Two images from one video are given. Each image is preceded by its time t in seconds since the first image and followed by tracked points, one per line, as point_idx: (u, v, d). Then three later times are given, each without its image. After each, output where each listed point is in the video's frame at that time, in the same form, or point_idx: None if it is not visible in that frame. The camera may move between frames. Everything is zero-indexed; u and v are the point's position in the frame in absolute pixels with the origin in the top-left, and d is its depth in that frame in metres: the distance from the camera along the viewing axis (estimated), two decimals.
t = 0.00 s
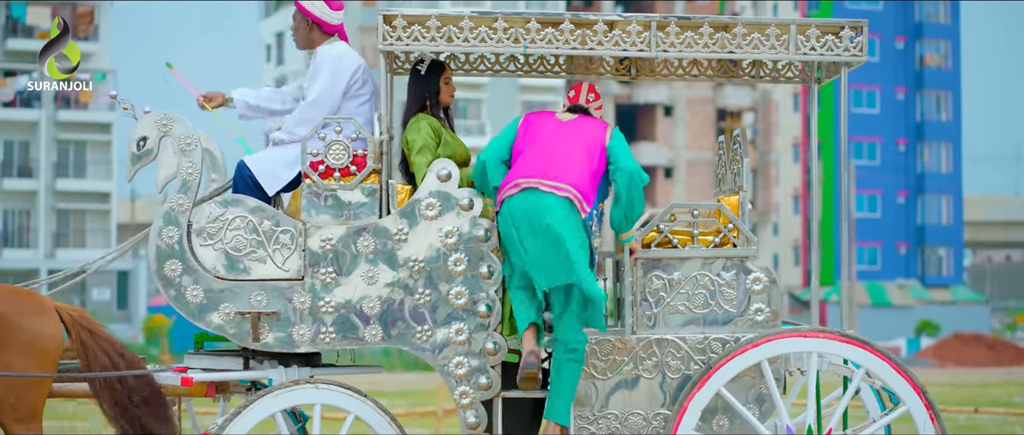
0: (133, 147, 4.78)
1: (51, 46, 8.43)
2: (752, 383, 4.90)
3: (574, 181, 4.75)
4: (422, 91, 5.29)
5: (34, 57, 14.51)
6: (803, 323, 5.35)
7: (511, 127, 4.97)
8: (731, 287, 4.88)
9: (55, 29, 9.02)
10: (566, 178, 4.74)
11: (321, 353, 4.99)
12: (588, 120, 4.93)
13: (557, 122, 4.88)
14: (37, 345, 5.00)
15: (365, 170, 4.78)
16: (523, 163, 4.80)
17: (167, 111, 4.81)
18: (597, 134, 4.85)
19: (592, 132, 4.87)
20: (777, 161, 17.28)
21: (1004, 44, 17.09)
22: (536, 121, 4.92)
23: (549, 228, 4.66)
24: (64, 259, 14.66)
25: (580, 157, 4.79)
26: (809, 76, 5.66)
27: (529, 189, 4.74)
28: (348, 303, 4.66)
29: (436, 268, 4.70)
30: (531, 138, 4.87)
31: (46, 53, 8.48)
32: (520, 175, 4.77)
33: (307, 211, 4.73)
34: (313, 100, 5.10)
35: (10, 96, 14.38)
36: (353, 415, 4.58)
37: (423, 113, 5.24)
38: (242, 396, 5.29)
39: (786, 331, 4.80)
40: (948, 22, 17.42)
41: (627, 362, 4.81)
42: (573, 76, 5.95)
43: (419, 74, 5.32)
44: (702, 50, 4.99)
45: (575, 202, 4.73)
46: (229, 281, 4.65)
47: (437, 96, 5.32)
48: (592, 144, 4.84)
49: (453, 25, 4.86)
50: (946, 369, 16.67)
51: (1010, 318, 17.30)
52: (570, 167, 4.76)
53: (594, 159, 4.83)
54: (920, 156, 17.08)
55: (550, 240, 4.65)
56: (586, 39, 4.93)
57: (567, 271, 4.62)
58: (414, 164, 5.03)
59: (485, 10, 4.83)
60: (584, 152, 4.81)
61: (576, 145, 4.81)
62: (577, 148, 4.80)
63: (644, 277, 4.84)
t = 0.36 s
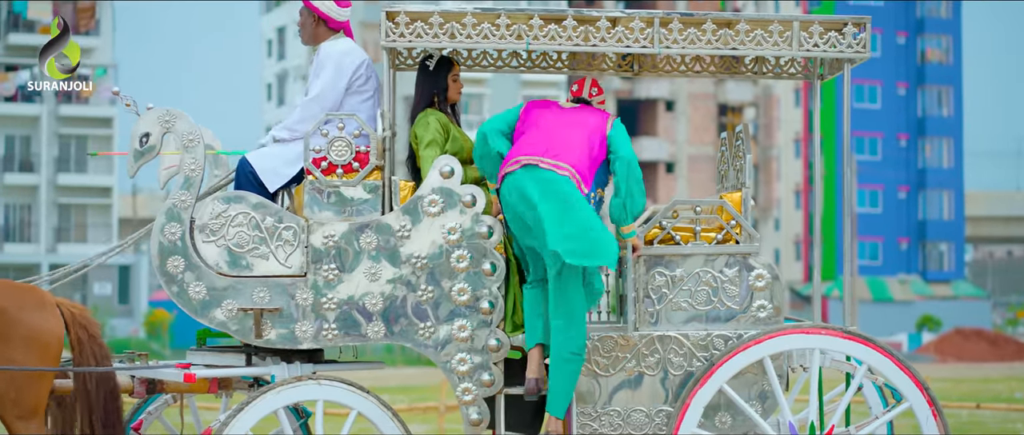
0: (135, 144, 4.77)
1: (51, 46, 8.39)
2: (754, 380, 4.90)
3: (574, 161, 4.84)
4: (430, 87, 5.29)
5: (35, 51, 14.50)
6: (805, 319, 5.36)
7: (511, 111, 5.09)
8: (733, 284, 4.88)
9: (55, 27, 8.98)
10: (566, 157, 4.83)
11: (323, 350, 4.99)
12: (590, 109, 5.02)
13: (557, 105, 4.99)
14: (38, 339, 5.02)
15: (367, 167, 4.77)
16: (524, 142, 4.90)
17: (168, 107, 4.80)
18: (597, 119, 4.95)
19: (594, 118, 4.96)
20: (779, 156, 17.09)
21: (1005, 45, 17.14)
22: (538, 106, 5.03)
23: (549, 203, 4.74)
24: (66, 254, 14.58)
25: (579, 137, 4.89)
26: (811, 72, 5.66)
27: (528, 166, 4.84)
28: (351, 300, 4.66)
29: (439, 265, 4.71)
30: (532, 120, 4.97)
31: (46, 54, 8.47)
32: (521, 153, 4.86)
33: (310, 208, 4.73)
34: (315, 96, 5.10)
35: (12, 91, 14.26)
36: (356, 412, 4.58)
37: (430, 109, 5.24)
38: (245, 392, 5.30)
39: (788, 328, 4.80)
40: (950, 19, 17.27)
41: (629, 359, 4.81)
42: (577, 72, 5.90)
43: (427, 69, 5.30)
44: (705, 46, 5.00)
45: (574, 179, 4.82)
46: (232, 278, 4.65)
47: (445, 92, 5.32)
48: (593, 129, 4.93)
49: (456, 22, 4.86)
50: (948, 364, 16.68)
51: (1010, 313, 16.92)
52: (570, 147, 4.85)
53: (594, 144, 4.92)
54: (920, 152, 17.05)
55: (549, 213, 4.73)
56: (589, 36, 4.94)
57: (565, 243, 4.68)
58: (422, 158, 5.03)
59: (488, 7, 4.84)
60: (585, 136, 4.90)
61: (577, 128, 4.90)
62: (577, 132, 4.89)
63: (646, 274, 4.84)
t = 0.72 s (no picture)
0: (139, 140, 4.77)
1: (52, 46, 8.30)
2: (757, 377, 4.90)
3: (578, 132, 4.85)
4: (435, 84, 5.29)
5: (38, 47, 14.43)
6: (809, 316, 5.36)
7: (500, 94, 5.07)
8: (737, 280, 4.89)
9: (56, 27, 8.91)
10: (570, 130, 4.84)
11: (327, 347, 4.98)
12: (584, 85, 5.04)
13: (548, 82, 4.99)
14: (41, 337, 5.02)
15: (370, 164, 4.78)
16: (524, 119, 4.89)
17: (172, 104, 4.81)
18: (592, 93, 4.98)
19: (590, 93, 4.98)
20: (780, 152, 17.09)
21: (1001, 44, 17.26)
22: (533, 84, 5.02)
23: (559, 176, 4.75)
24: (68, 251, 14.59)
25: (579, 111, 4.90)
26: (814, 70, 5.66)
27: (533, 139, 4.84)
28: (354, 298, 4.66)
29: (442, 262, 4.70)
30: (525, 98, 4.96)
31: (46, 53, 8.47)
32: (523, 129, 4.86)
33: (313, 205, 4.72)
34: (320, 90, 5.09)
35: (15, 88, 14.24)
36: (359, 409, 4.58)
37: (433, 106, 5.24)
38: (248, 389, 5.30)
39: (792, 325, 4.80)
40: (953, 14, 17.22)
41: (632, 356, 4.80)
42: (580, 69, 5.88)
43: (432, 66, 5.31)
44: (708, 43, 5.00)
45: (581, 150, 4.82)
46: (235, 275, 4.64)
47: (450, 90, 5.31)
48: (591, 104, 4.95)
49: (460, 19, 4.86)
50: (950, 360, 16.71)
51: (1013, 309, 17.38)
52: (572, 119, 4.85)
53: (594, 120, 4.94)
54: (923, 147, 16.85)
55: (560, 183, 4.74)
56: (592, 33, 4.93)
57: (580, 209, 4.70)
58: (425, 155, 5.03)
59: (490, 4, 4.84)
60: (584, 110, 4.92)
61: (576, 103, 4.91)
62: (577, 106, 4.90)
63: (649, 271, 4.83)
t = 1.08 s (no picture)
0: (142, 143, 4.79)
1: (52, 47, 8.25)
2: (762, 379, 4.90)
3: (614, 121, 4.97)
4: (439, 86, 5.29)
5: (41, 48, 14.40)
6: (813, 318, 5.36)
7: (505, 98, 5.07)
8: (740, 283, 4.88)
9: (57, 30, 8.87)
10: (609, 118, 4.94)
11: (330, 350, 4.98)
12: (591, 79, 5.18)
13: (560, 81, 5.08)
14: (43, 339, 5.02)
15: (374, 166, 4.79)
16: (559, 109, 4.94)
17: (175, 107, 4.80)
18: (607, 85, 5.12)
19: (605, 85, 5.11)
20: (784, 154, 17.06)
21: (1001, 45, 17.10)
22: (551, 81, 5.06)
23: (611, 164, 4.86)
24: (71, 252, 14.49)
25: (608, 103, 5.03)
26: (818, 72, 5.66)
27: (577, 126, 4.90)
28: (358, 301, 4.66)
29: (446, 265, 4.70)
30: (545, 95, 5.02)
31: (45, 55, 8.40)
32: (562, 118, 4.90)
33: (316, 208, 4.72)
34: (325, 92, 5.09)
35: (18, 88, 14.21)
36: (363, 411, 4.58)
37: (438, 108, 5.23)
38: (252, 392, 5.31)
39: (796, 327, 4.79)
40: (956, 15, 17.15)
41: (636, 358, 4.80)
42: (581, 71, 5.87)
43: (435, 68, 5.29)
44: (711, 45, 4.98)
45: (622, 138, 4.96)
46: (238, 277, 4.65)
47: (453, 91, 5.31)
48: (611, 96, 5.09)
49: (463, 21, 4.86)
50: (955, 361, 16.68)
51: (1016, 309, 17.21)
52: (606, 110, 4.97)
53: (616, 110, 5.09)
54: (927, 148, 16.86)
55: (610, 168, 4.85)
56: (596, 35, 4.92)
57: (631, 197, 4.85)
58: (428, 158, 5.02)
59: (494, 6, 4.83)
60: (609, 101, 5.05)
61: (602, 94, 5.04)
62: (605, 98, 5.03)
63: (653, 273, 4.84)
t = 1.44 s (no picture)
0: (152, 149, 4.80)
1: (51, 47, 8.21)
2: (772, 385, 4.89)
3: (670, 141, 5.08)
4: (449, 92, 5.29)
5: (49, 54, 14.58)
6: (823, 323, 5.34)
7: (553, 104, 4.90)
8: (750, 289, 4.86)
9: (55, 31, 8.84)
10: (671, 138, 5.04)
11: (340, 355, 5.00)
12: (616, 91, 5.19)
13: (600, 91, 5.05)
14: (53, 347, 5.03)
15: (383, 172, 4.78)
16: (627, 121, 4.95)
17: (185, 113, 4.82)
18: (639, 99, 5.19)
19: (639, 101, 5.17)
20: (792, 159, 17.05)
21: (1010, 46, 17.20)
22: (602, 93, 5.01)
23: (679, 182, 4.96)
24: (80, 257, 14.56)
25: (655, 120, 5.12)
26: (827, 78, 5.65)
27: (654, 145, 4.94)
28: (367, 307, 4.67)
29: (456, 271, 4.70)
30: (597, 104, 4.97)
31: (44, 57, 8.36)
32: (636, 132, 4.92)
33: (326, 213, 4.73)
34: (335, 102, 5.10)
35: (27, 94, 14.29)
36: (372, 418, 4.57)
37: (448, 115, 5.24)
38: (261, 398, 5.31)
39: (806, 333, 4.78)
40: (965, 20, 17.08)
41: (646, 364, 4.79)
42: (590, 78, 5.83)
43: (445, 74, 5.30)
44: (721, 51, 4.97)
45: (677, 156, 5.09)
46: (248, 282, 4.65)
47: (464, 96, 5.31)
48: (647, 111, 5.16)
49: (472, 27, 4.86)
50: (964, 366, 16.63)
51: None
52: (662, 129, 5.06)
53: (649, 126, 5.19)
54: (935, 153, 16.78)
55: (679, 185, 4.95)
56: (606, 40, 4.92)
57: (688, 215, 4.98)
58: (438, 164, 5.04)
59: (504, 12, 4.83)
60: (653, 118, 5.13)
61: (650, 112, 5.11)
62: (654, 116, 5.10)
63: (663, 277, 4.83)
